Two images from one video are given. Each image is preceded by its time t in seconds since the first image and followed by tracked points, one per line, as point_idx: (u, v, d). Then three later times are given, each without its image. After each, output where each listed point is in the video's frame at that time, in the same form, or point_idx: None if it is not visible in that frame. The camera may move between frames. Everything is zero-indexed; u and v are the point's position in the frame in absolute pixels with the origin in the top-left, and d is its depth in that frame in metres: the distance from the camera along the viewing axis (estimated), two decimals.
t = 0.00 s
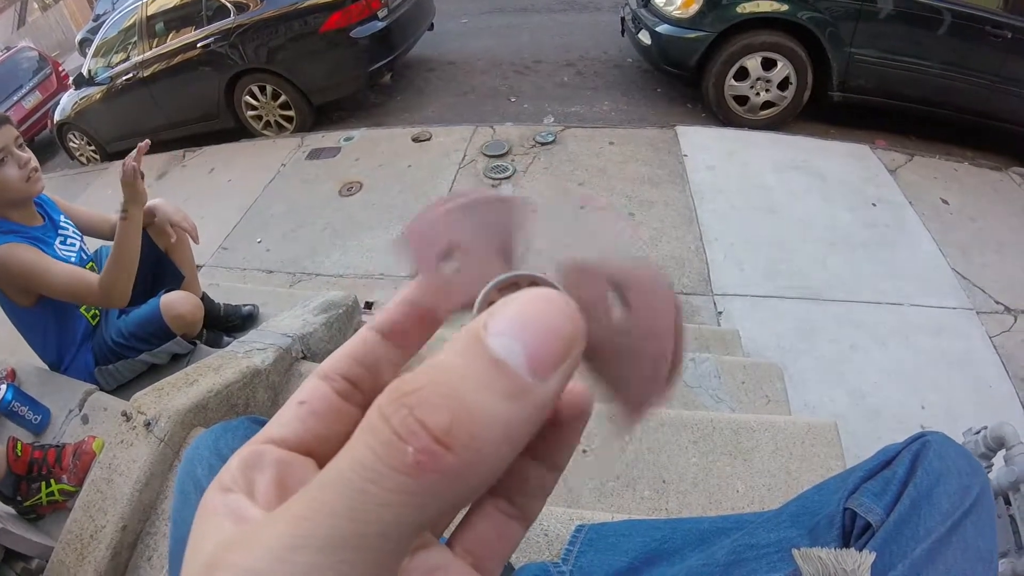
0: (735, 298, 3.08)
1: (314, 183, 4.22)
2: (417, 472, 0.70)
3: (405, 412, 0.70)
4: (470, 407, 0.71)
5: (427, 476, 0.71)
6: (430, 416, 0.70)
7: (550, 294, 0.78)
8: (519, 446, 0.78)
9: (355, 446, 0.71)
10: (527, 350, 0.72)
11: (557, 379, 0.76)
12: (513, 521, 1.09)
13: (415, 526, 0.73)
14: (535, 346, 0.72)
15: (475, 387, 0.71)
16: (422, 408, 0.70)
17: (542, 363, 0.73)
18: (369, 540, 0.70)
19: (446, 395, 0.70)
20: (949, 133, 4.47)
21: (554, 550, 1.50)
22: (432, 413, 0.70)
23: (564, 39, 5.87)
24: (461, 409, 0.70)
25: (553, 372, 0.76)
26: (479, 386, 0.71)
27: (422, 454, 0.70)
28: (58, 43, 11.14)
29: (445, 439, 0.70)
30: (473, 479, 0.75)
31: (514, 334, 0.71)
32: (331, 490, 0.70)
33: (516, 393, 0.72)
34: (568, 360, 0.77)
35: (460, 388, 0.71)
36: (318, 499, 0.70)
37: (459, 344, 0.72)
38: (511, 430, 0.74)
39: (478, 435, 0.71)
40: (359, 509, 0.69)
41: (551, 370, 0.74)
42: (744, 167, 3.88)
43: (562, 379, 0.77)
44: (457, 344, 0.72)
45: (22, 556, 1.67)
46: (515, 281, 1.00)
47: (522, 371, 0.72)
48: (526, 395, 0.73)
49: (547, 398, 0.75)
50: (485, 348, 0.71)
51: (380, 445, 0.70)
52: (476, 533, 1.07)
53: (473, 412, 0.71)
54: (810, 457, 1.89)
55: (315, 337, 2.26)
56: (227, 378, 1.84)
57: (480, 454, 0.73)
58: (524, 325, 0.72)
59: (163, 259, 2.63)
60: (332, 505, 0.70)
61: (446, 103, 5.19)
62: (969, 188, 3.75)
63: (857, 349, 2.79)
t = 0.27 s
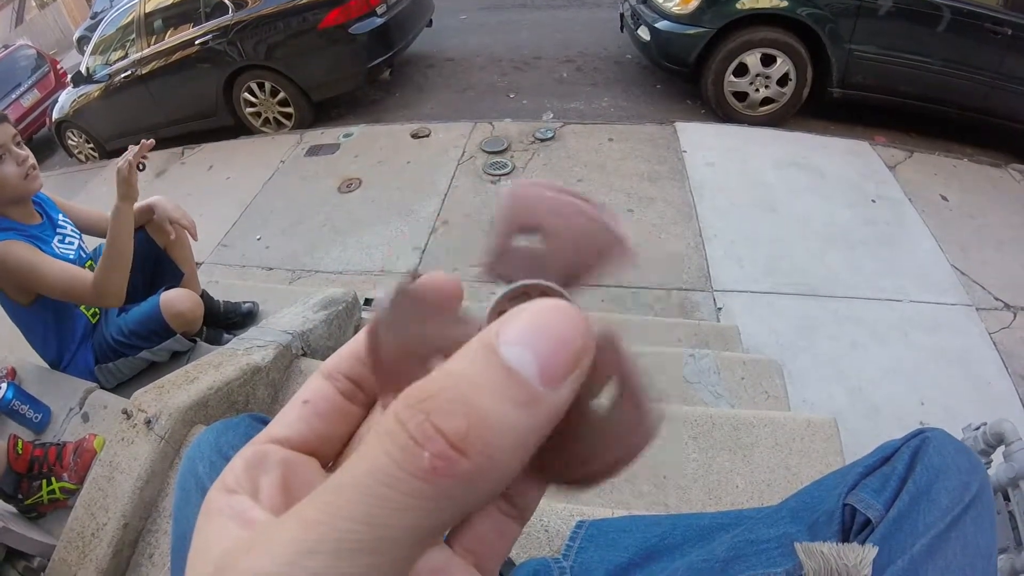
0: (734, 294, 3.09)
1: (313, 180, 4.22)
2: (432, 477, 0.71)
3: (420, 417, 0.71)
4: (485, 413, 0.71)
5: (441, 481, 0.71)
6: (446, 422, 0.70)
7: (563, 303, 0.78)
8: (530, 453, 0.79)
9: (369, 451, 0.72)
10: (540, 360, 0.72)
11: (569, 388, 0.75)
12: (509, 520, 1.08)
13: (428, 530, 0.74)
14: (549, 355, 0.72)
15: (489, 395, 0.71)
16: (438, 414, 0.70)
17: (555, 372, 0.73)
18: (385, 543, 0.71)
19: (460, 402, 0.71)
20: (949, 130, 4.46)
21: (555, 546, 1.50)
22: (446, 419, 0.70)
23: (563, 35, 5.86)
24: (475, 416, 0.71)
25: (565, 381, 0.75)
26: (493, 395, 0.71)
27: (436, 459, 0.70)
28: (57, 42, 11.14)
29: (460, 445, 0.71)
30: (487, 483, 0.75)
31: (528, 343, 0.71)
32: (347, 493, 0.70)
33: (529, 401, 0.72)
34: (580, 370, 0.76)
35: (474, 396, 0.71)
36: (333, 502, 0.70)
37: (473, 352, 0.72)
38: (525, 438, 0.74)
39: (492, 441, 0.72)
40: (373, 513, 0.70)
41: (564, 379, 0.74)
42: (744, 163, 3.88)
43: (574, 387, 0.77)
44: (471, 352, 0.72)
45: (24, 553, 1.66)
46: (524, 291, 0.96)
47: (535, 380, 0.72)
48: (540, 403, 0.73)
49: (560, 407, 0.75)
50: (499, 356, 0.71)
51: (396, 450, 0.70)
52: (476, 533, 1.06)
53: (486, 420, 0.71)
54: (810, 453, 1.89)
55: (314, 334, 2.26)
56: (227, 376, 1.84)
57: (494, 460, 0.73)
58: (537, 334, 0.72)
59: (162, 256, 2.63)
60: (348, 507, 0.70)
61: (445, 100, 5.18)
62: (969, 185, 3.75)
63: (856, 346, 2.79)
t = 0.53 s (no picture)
0: (732, 288, 3.09)
1: (311, 176, 4.21)
2: (426, 471, 0.70)
3: (414, 411, 0.71)
4: (480, 407, 0.71)
5: (435, 474, 0.71)
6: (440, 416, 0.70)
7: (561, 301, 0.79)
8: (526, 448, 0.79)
9: (363, 445, 0.71)
10: (537, 355, 0.72)
11: (565, 384, 0.76)
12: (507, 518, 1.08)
13: (424, 526, 0.73)
14: (545, 351, 0.73)
15: (485, 390, 0.71)
16: (432, 408, 0.70)
17: (551, 368, 0.73)
18: (381, 537, 0.70)
19: (456, 396, 0.70)
20: (947, 124, 4.46)
21: (554, 541, 1.50)
22: (441, 414, 0.70)
23: (560, 30, 5.84)
24: (470, 411, 0.70)
25: (561, 377, 0.76)
26: (489, 389, 0.71)
27: (431, 453, 0.70)
28: (53, 39, 11.10)
29: (454, 439, 0.70)
30: (481, 478, 0.75)
31: (525, 339, 0.71)
32: (343, 487, 0.70)
33: (525, 396, 0.72)
34: (575, 365, 0.77)
35: (470, 391, 0.71)
36: (328, 498, 0.70)
37: (469, 348, 0.72)
38: (520, 432, 0.74)
39: (487, 436, 0.72)
40: (368, 507, 0.69)
41: (559, 374, 0.74)
42: (742, 158, 3.87)
43: (569, 383, 0.78)
44: (468, 348, 0.72)
45: (24, 553, 1.66)
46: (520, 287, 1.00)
47: (531, 376, 0.72)
48: (535, 398, 0.73)
49: (556, 402, 0.76)
50: (495, 352, 0.71)
51: (390, 444, 0.70)
52: (473, 531, 1.06)
53: (482, 414, 0.71)
54: (808, 447, 1.89)
55: (312, 330, 2.26)
56: (225, 373, 1.84)
57: (488, 454, 0.73)
58: (534, 331, 0.72)
59: (160, 254, 2.62)
60: (344, 502, 0.69)
61: (443, 95, 5.17)
62: (966, 179, 3.75)
63: (854, 340, 2.79)
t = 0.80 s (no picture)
0: (728, 284, 3.09)
1: (306, 172, 4.19)
2: (403, 456, 0.70)
3: (392, 398, 0.71)
4: (457, 392, 0.71)
5: (413, 460, 0.71)
6: (417, 402, 0.71)
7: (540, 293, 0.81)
8: (508, 438, 0.78)
9: (344, 433, 0.72)
10: (514, 343, 0.74)
11: (545, 374, 0.77)
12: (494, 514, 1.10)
13: (403, 509, 0.73)
14: (524, 340, 0.74)
15: (463, 376, 0.72)
16: (410, 395, 0.71)
17: (530, 356, 0.75)
18: (359, 522, 0.70)
19: (433, 382, 0.71)
20: (943, 121, 4.47)
21: (550, 536, 1.51)
22: (419, 400, 0.71)
23: (556, 26, 5.83)
24: (447, 397, 0.71)
25: (541, 366, 0.77)
26: (466, 376, 0.72)
27: (408, 438, 0.70)
28: (47, 35, 11.02)
29: (431, 424, 0.71)
30: (460, 466, 0.74)
31: (502, 328, 0.73)
32: (323, 474, 0.70)
33: (503, 383, 0.73)
34: (554, 355, 0.78)
35: (446, 377, 0.72)
36: (310, 484, 0.70)
37: (447, 338, 0.74)
38: (499, 419, 0.74)
39: (464, 421, 0.72)
40: (352, 492, 0.69)
41: (539, 363, 0.76)
42: (739, 155, 3.87)
43: (550, 374, 0.79)
44: (446, 338, 0.74)
45: (21, 551, 1.66)
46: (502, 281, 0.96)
47: (510, 363, 0.74)
48: (515, 385, 0.74)
49: (535, 391, 0.76)
50: (473, 341, 0.73)
51: (368, 430, 0.70)
52: (465, 528, 1.07)
53: (459, 399, 0.71)
54: (804, 443, 1.90)
55: (307, 326, 2.25)
56: (221, 370, 1.83)
57: (467, 441, 0.73)
58: (512, 320, 0.74)
59: (155, 250, 2.61)
60: (322, 486, 0.70)
61: (438, 91, 5.15)
62: (961, 176, 3.76)
63: (849, 336, 2.80)
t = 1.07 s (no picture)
0: (727, 283, 3.09)
1: (306, 169, 4.19)
2: (403, 452, 0.71)
3: (393, 395, 0.71)
4: (455, 390, 0.71)
5: (413, 455, 0.71)
6: (417, 400, 0.70)
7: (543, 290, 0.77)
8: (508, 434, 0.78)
9: (345, 428, 0.72)
10: (514, 343, 0.71)
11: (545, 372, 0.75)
12: (492, 514, 1.11)
13: (404, 502, 0.74)
14: (523, 340, 0.72)
15: (461, 375, 0.70)
16: (409, 392, 0.71)
17: (529, 355, 0.73)
18: (357, 516, 0.71)
19: (432, 380, 0.71)
20: (944, 122, 4.46)
21: (549, 534, 1.51)
22: (418, 398, 0.71)
23: (557, 24, 5.82)
24: (446, 394, 0.70)
25: (541, 364, 0.75)
26: (465, 375, 0.71)
27: (407, 434, 0.70)
28: (47, 32, 10.99)
29: (430, 421, 0.71)
30: (459, 462, 0.74)
31: (502, 328, 0.71)
32: (323, 469, 0.71)
33: (502, 382, 0.72)
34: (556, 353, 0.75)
35: (444, 376, 0.71)
36: (310, 477, 0.71)
37: (445, 336, 0.72)
38: (497, 416, 0.73)
39: (463, 418, 0.71)
40: (350, 487, 0.70)
41: (539, 361, 0.73)
42: (739, 154, 3.86)
43: (550, 372, 0.76)
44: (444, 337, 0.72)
45: (18, 548, 1.64)
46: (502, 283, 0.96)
47: (508, 362, 0.71)
48: (513, 384, 0.72)
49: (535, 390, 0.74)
50: (471, 340, 0.71)
51: (369, 426, 0.71)
52: (464, 526, 1.08)
53: (457, 397, 0.71)
54: (803, 442, 1.90)
55: (306, 323, 2.25)
56: (219, 367, 1.83)
57: (466, 438, 0.72)
58: (512, 320, 0.71)
59: (154, 246, 2.61)
60: (322, 480, 0.70)
61: (438, 88, 5.14)
62: (961, 176, 3.76)
63: (848, 336, 2.80)
